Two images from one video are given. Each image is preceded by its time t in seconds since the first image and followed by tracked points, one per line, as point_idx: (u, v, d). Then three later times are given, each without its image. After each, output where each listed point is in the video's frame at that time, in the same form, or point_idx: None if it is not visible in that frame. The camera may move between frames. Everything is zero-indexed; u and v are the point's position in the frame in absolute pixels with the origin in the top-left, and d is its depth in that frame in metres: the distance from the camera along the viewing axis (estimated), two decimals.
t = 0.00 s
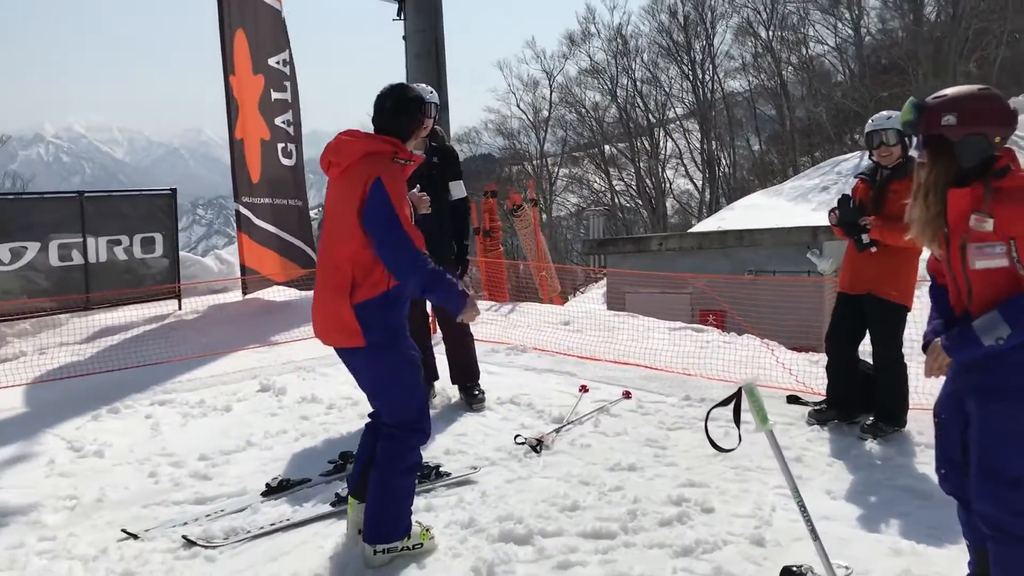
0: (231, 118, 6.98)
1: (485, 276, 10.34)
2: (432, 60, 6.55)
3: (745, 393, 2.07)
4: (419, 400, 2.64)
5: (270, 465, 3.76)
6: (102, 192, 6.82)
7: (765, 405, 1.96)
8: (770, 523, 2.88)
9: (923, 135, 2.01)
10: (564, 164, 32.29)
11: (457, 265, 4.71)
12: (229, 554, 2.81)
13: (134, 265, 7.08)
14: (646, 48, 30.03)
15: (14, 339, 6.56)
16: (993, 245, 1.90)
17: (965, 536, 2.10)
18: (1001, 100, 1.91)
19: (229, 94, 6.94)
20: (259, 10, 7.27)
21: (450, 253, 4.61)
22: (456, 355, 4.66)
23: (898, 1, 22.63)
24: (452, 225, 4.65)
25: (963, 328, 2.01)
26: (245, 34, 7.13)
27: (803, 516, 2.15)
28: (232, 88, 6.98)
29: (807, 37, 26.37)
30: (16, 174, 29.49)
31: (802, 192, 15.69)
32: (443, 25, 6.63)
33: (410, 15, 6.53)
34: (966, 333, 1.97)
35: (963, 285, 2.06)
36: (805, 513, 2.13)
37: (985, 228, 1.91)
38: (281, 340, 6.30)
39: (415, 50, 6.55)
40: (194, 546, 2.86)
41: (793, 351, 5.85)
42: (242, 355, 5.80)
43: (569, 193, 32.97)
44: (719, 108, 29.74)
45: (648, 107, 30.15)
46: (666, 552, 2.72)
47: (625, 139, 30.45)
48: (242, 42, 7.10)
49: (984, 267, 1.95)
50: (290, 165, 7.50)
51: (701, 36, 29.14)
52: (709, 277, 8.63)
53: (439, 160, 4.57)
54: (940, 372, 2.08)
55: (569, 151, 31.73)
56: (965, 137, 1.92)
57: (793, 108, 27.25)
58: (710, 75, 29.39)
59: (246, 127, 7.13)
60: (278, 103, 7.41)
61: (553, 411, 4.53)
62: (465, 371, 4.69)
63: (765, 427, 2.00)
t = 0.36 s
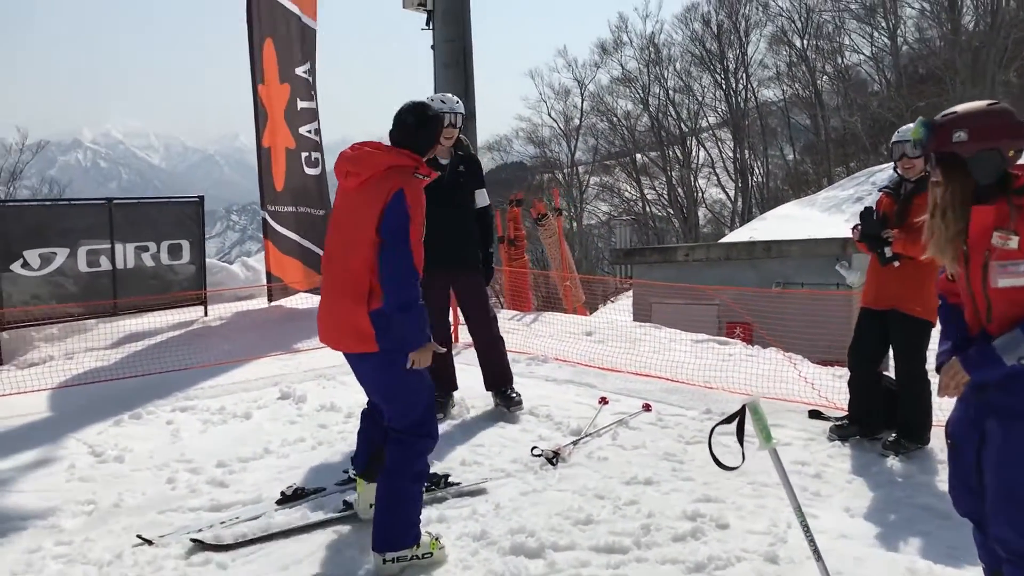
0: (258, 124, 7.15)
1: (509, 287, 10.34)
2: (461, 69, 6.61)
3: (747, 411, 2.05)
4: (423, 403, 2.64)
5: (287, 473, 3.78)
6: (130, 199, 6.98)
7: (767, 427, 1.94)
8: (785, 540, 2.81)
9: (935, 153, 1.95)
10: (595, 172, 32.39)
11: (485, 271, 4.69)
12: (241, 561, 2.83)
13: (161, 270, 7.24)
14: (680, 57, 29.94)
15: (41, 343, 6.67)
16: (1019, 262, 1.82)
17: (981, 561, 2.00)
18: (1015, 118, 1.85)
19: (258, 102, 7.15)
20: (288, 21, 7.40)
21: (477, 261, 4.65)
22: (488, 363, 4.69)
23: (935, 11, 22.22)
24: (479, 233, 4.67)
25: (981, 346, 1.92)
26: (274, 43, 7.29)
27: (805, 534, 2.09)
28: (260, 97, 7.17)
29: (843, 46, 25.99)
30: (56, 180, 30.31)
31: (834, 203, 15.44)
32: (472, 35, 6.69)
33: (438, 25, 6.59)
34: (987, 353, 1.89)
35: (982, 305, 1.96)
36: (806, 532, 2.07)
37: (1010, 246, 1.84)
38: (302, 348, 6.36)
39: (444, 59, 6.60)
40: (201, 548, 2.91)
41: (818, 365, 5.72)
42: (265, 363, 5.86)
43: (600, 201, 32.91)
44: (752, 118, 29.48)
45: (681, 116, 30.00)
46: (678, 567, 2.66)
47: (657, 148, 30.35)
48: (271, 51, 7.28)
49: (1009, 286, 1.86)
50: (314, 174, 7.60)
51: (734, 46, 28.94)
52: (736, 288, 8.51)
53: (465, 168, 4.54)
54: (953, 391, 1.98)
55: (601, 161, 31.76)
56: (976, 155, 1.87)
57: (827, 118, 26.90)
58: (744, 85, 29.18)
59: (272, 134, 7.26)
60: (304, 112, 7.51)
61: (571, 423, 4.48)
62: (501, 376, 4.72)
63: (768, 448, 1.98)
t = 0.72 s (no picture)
0: (281, 133, 7.22)
1: (531, 293, 10.32)
2: (484, 75, 6.64)
3: (757, 416, 2.04)
4: (426, 398, 2.82)
5: (305, 479, 3.80)
6: (154, 208, 7.10)
7: (777, 429, 1.94)
8: (805, 547, 2.75)
9: (956, 143, 1.92)
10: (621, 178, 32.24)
11: (513, 278, 4.68)
12: (257, 567, 2.84)
13: (186, 278, 7.35)
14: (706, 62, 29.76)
15: (67, 351, 6.74)
16: None
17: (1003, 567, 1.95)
18: None
19: (280, 111, 7.21)
20: (308, 31, 7.53)
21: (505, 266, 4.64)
22: (509, 370, 4.69)
23: (966, 11, 21.78)
24: (508, 239, 4.68)
25: (984, 333, 1.90)
26: (298, 53, 7.40)
27: (818, 541, 2.06)
28: (282, 105, 7.24)
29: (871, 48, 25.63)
30: (89, 192, 31.01)
31: (863, 207, 15.17)
32: (493, 41, 6.71)
33: (460, 32, 6.65)
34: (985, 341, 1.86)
35: (991, 297, 1.92)
36: (818, 540, 2.06)
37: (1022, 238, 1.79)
38: (324, 354, 6.42)
39: (466, 66, 6.63)
40: (216, 553, 2.94)
41: (840, 370, 5.62)
42: (287, 369, 5.92)
43: (627, 207, 32.74)
44: (778, 122, 29.16)
45: (709, 121, 29.80)
46: (696, 574, 2.62)
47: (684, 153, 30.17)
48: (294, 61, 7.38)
49: (1017, 279, 1.81)
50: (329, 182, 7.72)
51: (761, 50, 28.65)
52: (761, 293, 8.39)
53: (495, 174, 4.59)
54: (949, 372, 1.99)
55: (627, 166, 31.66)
56: (991, 145, 1.82)
57: (855, 121, 26.51)
58: (770, 89, 28.90)
59: (292, 143, 7.33)
60: (321, 120, 7.63)
61: (591, 428, 4.44)
62: (518, 385, 4.72)
63: (779, 450, 1.97)
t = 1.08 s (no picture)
0: (315, 136, 7.36)
1: (565, 294, 10.28)
2: (516, 77, 6.63)
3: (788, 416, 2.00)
4: (445, 401, 2.86)
5: (340, 480, 3.83)
6: (191, 212, 7.25)
7: (808, 430, 1.89)
8: (843, 549, 2.67)
9: (988, 141, 1.86)
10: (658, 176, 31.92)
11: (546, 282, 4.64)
12: (291, 568, 2.87)
13: (224, 282, 7.52)
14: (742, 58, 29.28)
15: (108, 354, 7.02)
16: None
17: None
18: None
19: (314, 115, 7.36)
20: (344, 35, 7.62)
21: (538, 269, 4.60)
22: (543, 372, 4.66)
23: None
24: (542, 242, 4.64)
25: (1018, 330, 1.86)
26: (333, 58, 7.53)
27: (850, 543, 2.06)
28: (316, 109, 7.39)
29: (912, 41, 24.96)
30: (135, 200, 32.00)
31: (906, 201, 14.74)
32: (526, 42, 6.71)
33: (493, 33, 6.64)
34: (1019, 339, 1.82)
35: None
36: (851, 539, 2.05)
37: None
38: (360, 356, 6.48)
39: (499, 68, 6.63)
40: (251, 555, 2.98)
41: (879, 368, 5.47)
42: (323, 371, 5.99)
43: (664, 205, 32.42)
44: (817, 117, 28.54)
45: (746, 118, 29.31)
46: None
47: (722, 151, 29.77)
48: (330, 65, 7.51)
49: None
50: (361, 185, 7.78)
51: (799, 45, 28.06)
52: (799, 291, 8.21)
53: (531, 176, 4.57)
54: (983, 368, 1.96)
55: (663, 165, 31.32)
56: None
57: (896, 115, 25.82)
58: (809, 85, 28.29)
59: (327, 145, 7.47)
60: (357, 124, 7.70)
61: (625, 429, 4.39)
62: (553, 386, 4.69)
63: (811, 451, 1.93)
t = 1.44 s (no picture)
0: (342, 133, 7.35)
1: (593, 290, 10.21)
2: (540, 73, 6.59)
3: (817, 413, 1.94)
4: (483, 394, 2.85)
5: (367, 477, 3.84)
6: (220, 211, 7.35)
7: (838, 428, 1.83)
8: (876, 549, 2.59)
9: None
10: (688, 173, 31.55)
11: (571, 278, 4.60)
12: (319, 565, 2.87)
13: (253, 281, 7.61)
14: (772, 51, 28.80)
15: (139, 352, 7.13)
16: None
17: None
18: None
19: (342, 113, 7.35)
20: (367, 33, 7.63)
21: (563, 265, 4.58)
22: (569, 370, 4.62)
23: None
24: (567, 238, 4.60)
25: None
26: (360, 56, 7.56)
27: (882, 542, 2.00)
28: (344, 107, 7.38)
29: (946, 31, 24.31)
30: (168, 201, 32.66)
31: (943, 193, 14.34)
32: (552, 38, 6.67)
33: (517, 30, 6.60)
34: None
35: None
36: (883, 539, 1.97)
37: None
38: (387, 353, 6.50)
39: (523, 65, 6.59)
40: (280, 552, 2.99)
41: (913, 363, 5.33)
42: (350, 368, 6.02)
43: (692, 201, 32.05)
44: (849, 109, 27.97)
45: (777, 113, 28.79)
46: None
47: (751, 145, 29.29)
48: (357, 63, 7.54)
49: None
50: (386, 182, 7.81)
51: (830, 37, 27.48)
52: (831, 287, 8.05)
53: (556, 172, 4.54)
54: None
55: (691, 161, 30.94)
56: None
57: (929, 107, 25.18)
58: (840, 78, 27.68)
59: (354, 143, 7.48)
60: (377, 122, 7.75)
61: (654, 426, 4.33)
62: (581, 383, 4.63)
63: (841, 448, 1.86)
